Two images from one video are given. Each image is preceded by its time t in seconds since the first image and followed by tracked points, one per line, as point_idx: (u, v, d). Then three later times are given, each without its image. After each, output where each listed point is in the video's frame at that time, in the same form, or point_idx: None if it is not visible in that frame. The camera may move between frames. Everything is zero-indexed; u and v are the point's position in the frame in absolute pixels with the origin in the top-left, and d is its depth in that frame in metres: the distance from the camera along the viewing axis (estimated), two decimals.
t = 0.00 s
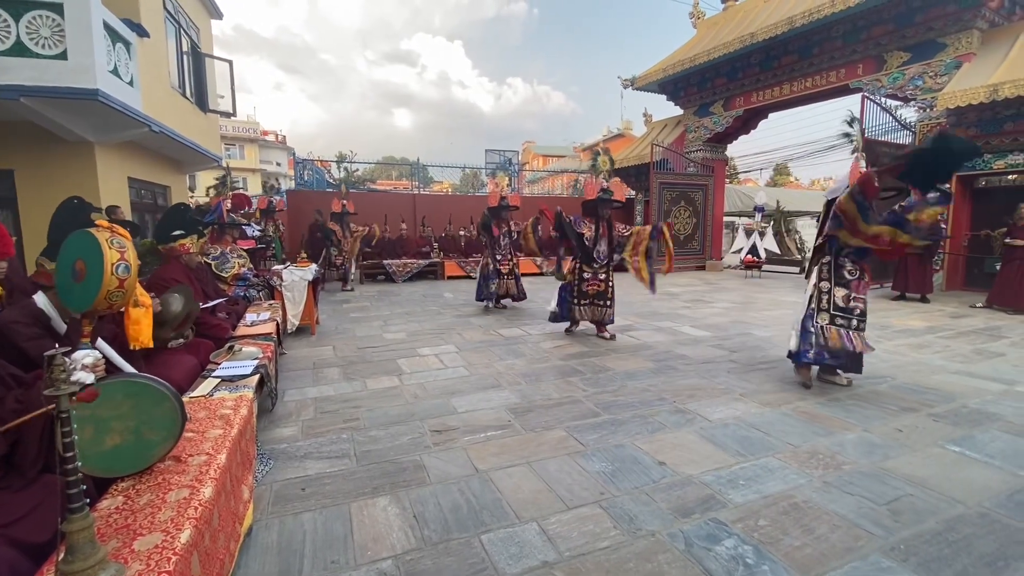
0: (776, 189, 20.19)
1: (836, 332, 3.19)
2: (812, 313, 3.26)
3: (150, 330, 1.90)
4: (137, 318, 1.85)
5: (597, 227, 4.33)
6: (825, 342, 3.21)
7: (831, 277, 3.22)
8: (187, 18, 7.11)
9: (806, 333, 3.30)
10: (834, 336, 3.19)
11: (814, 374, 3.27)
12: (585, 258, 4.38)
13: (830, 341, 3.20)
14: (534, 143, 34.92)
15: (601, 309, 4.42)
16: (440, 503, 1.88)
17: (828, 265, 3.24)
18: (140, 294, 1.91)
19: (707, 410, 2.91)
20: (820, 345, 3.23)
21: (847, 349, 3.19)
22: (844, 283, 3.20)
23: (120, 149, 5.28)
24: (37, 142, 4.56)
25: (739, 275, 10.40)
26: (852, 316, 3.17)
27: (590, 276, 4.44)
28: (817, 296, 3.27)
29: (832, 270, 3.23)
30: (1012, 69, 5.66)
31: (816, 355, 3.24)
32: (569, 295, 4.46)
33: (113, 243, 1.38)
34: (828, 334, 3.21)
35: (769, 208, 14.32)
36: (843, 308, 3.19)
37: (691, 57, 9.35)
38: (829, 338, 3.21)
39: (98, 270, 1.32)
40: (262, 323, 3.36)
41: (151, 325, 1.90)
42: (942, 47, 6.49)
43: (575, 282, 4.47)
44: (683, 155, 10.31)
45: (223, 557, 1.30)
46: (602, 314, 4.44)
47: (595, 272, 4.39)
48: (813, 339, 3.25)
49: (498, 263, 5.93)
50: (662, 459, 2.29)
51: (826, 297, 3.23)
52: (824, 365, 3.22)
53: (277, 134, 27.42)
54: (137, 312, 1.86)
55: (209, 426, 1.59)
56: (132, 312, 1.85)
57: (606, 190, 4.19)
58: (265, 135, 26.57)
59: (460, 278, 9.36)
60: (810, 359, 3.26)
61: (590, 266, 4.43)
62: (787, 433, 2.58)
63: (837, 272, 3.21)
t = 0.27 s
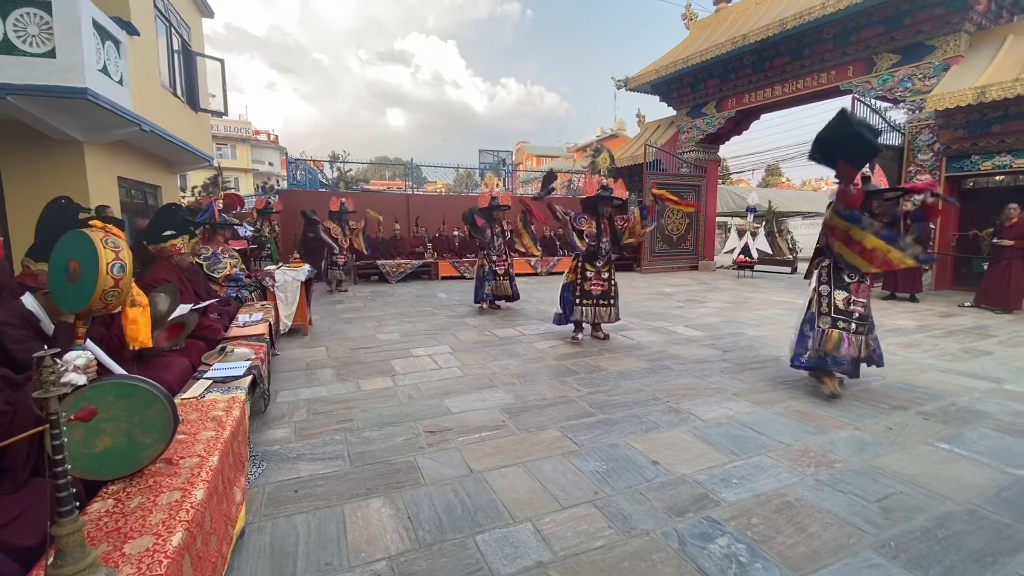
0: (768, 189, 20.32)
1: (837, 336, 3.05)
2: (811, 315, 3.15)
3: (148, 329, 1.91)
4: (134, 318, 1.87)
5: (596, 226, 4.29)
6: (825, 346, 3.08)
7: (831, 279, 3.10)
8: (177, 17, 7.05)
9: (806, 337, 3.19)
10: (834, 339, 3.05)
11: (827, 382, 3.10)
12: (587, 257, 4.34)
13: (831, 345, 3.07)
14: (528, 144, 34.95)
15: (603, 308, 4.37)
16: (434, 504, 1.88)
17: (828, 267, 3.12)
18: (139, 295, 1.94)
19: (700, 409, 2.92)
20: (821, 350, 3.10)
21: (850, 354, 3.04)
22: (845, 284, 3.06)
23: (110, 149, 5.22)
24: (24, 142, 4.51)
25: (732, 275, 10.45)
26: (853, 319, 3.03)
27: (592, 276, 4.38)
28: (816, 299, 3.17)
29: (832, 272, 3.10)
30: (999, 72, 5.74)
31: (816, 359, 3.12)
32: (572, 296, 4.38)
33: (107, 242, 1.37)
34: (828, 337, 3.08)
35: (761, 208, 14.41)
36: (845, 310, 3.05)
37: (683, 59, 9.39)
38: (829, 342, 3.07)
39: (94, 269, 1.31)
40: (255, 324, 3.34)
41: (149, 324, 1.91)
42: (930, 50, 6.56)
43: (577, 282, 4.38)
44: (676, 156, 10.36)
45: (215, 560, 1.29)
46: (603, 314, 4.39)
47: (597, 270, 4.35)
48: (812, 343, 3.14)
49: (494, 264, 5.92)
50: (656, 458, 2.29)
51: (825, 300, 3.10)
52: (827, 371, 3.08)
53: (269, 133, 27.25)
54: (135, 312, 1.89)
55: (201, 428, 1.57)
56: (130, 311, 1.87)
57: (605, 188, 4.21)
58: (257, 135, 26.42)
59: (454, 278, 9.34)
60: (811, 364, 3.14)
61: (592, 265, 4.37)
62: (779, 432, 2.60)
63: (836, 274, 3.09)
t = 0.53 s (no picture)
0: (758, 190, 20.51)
1: (845, 352, 2.90)
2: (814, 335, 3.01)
3: (138, 325, 1.90)
4: (122, 316, 1.83)
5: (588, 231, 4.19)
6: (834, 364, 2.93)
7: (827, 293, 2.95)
8: (164, 15, 6.97)
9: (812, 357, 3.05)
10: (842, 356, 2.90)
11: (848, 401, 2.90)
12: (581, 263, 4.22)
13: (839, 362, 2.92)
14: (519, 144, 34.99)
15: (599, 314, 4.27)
16: (425, 505, 1.87)
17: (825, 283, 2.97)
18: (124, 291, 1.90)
19: (690, 408, 2.94)
20: (832, 368, 2.94)
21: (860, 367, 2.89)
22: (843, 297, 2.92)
23: (95, 147, 5.15)
24: (6, 140, 4.43)
25: (722, 275, 10.53)
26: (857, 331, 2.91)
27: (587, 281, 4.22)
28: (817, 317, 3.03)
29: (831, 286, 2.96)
30: (981, 76, 5.84)
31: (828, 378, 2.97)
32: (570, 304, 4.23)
33: (84, 241, 1.35)
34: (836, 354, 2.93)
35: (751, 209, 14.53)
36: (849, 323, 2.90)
37: (673, 60, 9.45)
38: (838, 358, 2.92)
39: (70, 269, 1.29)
40: (243, 325, 3.31)
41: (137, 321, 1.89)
42: (915, 53, 6.66)
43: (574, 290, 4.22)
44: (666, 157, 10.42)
45: (204, 564, 1.28)
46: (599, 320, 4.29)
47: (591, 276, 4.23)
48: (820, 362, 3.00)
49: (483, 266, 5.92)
50: (647, 457, 2.30)
51: (828, 316, 2.96)
52: (841, 390, 2.91)
53: (258, 133, 27.03)
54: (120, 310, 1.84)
55: (189, 431, 1.55)
56: (116, 309, 1.84)
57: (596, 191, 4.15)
58: (246, 134, 26.18)
59: (445, 278, 9.32)
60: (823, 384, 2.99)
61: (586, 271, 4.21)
62: (768, 431, 2.62)
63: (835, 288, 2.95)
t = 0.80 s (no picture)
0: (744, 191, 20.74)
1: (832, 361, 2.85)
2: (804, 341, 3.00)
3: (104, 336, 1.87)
4: (88, 323, 1.82)
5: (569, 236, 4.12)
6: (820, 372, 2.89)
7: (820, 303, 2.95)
8: (147, 11, 6.85)
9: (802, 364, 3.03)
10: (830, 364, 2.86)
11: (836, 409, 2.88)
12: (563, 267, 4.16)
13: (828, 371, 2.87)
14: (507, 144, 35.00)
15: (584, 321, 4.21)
16: (413, 507, 1.86)
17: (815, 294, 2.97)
18: (94, 298, 1.90)
19: (678, 407, 2.97)
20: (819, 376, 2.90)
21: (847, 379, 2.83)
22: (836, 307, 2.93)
23: (75, 146, 5.04)
24: None
25: (709, 275, 10.63)
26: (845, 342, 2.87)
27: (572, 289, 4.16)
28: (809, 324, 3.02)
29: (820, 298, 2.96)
30: (961, 80, 5.96)
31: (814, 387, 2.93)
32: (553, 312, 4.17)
33: (59, 244, 1.33)
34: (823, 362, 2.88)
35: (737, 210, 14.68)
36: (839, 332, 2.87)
37: (660, 62, 9.52)
38: (827, 368, 2.87)
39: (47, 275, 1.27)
40: (228, 327, 3.27)
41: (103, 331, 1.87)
42: (896, 57, 6.78)
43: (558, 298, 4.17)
44: (653, 158, 10.50)
45: (187, 569, 1.26)
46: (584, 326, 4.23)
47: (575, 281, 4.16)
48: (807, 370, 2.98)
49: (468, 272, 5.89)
50: (635, 456, 2.32)
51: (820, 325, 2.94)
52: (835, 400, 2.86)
53: (244, 132, 26.71)
54: (89, 318, 1.83)
55: (172, 434, 1.53)
56: (84, 317, 1.83)
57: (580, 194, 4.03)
58: (231, 133, 25.85)
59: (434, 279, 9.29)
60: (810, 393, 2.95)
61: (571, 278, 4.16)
62: (754, 429, 2.65)
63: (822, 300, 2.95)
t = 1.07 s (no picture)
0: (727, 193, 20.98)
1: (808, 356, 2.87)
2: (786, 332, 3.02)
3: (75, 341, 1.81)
4: (58, 328, 1.76)
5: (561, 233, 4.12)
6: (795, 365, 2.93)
7: (807, 296, 2.91)
8: (125, 7, 6.71)
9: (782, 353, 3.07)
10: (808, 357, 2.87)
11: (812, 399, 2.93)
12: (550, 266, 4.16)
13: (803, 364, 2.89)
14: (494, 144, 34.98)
15: (576, 319, 4.11)
16: (399, 510, 1.85)
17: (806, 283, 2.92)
18: (65, 302, 1.84)
19: (663, 406, 2.99)
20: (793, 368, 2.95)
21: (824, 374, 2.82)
22: (824, 301, 2.86)
23: (49, 144, 4.92)
24: None
25: (693, 275, 10.73)
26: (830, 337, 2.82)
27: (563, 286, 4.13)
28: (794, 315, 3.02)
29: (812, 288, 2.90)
30: (937, 84, 6.10)
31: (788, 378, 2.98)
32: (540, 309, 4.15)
33: (28, 247, 1.40)
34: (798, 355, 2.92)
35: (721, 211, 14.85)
36: (821, 328, 2.84)
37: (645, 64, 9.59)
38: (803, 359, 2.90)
39: (15, 277, 1.34)
40: (210, 329, 3.21)
41: (75, 337, 1.81)
42: (875, 61, 6.91)
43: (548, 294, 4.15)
44: (639, 159, 10.57)
45: None
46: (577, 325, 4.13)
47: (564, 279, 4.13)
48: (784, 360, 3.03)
49: (456, 271, 5.78)
50: (621, 456, 2.33)
51: (804, 319, 2.92)
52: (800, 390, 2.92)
53: (226, 131, 26.31)
54: (60, 323, 1.78)
55: (150, 439, 1.50)
56: (54, 322, 1.77)
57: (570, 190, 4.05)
58: (213, 132, 25.44)
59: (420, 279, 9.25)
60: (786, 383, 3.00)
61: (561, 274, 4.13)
62: (738, 427, 2.68)
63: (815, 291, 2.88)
